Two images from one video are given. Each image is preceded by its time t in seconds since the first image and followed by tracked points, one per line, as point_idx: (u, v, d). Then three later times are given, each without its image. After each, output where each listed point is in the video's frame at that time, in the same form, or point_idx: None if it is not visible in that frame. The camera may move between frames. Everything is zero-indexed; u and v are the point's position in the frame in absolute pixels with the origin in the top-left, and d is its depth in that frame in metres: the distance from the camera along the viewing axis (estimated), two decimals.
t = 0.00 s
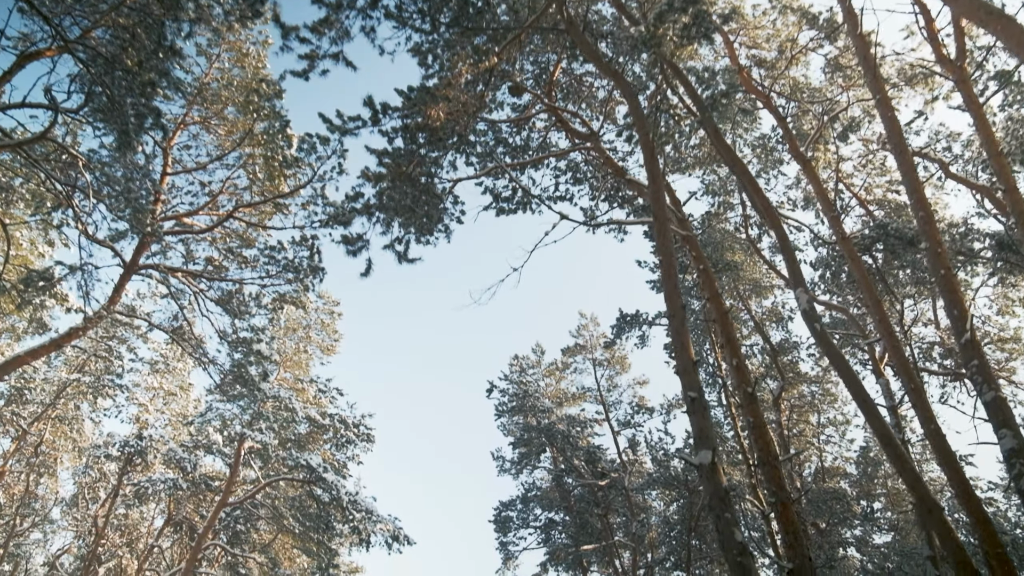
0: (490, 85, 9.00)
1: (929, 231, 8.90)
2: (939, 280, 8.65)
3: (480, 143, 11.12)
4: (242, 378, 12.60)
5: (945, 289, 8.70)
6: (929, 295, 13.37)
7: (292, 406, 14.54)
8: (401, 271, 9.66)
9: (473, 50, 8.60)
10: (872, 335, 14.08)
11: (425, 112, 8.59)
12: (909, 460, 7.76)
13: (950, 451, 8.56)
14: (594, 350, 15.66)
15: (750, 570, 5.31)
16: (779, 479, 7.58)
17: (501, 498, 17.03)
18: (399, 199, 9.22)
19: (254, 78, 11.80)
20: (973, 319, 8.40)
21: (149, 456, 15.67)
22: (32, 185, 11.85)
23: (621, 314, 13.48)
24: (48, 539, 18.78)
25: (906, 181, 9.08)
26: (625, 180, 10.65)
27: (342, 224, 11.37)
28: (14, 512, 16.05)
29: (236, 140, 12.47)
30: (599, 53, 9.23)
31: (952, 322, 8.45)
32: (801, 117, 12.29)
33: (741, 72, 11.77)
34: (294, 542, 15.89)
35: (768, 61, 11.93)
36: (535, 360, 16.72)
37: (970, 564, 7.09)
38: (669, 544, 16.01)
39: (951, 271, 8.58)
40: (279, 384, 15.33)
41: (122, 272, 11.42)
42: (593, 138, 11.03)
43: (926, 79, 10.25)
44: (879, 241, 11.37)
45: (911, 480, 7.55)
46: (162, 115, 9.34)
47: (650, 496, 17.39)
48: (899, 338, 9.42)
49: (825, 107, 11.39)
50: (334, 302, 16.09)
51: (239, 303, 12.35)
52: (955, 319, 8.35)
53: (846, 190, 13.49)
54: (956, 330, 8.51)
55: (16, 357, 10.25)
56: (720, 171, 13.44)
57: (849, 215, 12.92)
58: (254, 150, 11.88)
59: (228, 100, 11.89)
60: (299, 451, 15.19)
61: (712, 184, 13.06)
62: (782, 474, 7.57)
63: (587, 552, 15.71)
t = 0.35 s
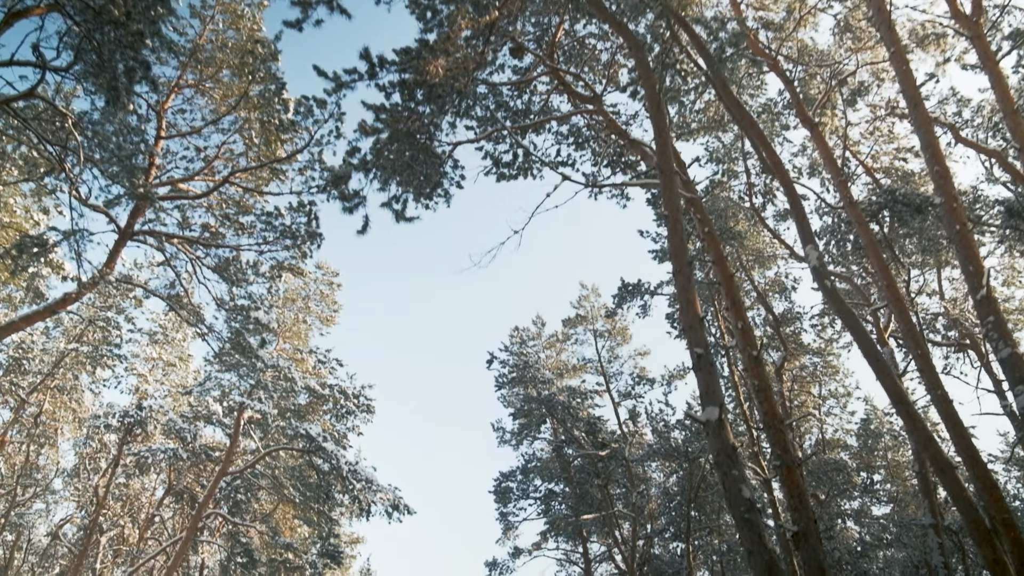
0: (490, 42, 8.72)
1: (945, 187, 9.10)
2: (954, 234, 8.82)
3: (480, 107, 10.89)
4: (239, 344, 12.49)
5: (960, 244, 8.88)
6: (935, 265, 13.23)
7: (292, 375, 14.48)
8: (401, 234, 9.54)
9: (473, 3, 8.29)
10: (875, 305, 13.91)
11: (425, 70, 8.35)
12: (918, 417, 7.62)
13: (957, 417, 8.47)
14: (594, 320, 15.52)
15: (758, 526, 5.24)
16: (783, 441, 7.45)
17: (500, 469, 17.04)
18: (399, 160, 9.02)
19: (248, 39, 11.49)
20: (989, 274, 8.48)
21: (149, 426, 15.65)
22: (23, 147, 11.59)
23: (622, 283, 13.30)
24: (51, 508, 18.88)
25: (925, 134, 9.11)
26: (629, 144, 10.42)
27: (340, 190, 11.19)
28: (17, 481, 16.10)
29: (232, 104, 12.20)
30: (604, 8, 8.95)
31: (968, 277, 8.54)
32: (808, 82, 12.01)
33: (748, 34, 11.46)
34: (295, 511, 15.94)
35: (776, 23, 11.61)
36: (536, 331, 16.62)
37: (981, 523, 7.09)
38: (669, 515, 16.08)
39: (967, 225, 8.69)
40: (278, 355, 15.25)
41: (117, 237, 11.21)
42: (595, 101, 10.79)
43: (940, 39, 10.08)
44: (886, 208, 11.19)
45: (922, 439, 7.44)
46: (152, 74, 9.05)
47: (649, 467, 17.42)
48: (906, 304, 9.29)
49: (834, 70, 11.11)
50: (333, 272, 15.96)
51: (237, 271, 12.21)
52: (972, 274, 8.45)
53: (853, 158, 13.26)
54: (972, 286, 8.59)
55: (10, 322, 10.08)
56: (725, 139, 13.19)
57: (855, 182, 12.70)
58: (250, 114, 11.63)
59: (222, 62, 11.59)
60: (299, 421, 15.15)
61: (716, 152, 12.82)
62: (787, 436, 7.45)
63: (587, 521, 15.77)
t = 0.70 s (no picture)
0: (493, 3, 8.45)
1: (965, 147, 9.04)
2: (973, 195, 8.77)
3: (482, 76, 10.64)
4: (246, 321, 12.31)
5: (980, 206, 8.83)
6: (943, 242, 13.03)
7: (292, 352, 14.35)
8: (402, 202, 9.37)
9: None
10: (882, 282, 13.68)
11: (425, 31, 8.09)
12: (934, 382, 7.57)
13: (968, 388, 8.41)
14: (597, 298, 15.33)
15: (772, 491, 5.08)
16: (792, 412, 7.27)
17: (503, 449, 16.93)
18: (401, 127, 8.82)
19: (245, 7, 11.21)
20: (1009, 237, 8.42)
21: (150, 403, 15.61)
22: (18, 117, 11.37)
23: (626, 259, 13.10)
24: (53, 486, 18.91)
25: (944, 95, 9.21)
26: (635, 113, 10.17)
27: (339, 161, 10.99)
28: (18, 457, 16.10)
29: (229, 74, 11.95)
30: None
31: (987, 240, 8.47)
32: (818, 53, 11.74)
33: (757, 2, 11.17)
34: (296, 489, 15.90)
35: None
36: (538, 310, 16.46)
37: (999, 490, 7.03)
38: (671, 493, 16.02)
39: (987, 186, 8.71)
40: (279, 332, 15.13)
41: (113, 208, 11.00)
42: (601, 70, 10.52)
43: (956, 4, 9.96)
44: (897, 181, 10.96)
45: (938, 405, 7.38)
46: (145, 37, 8.79)
47: (651, 447, 17.37)
48: (916, 275, 9.17)
49: (845, 40, 10.84)
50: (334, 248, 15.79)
51: (235, 244, 12.02)
52: (991, 236, 8.41)
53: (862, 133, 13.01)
54: (992, 249, 8.49)
55: (5, 293, 9.91)
56: (732, 112, 12.93)
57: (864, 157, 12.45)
58: (247, 84, 11.39)
59: (219, 30, 11.33)
60: (300, 398, 15.07)
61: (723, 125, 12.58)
62: (796, 407, 7.28)
63: (589, 500, 15.71)
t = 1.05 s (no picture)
0: None
1: (981, 106, 8.77)
2: (989, 156, 8.50)
3: (481, 45, 10.41)
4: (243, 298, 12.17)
5: (996, 168, 8.51)
6: (947, 217, 12.88)
7: (290, 330, 14.21)
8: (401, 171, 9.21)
9: None
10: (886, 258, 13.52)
11: None
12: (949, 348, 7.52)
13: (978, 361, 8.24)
14: (596, 277, 15.18)
15: (782, 456, 5.03)
16: (797, 383, 7.18)
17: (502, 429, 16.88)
18: (400, 95, 8.64)
19: None
20: None
21: (147, 382, 15.50)
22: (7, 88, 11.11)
23: (627, 236, 12.94)
24: (52, 467, 18.85)
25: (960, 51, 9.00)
26: (637, 82, 9.93)
27: (336, 134, 10.78)
28: (16, 437, 16.02)
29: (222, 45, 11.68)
30: None
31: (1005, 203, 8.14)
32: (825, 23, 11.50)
33: None
34: (295, 468, 15.85)
35: None
36: (537, 290, 16.32)
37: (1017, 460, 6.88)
38: (671, 472, 15.97)
39: (1003, 146, 8.45)
40: (276, 310, 15.00)
41: (105, 181, 10.77)
42: (602, 38, 10.29)
43: None
44: (904, 153, 10.75)
45: (953, 371, 7.29)
46: None
47: (651, 427, 17.33)
48: (924, 246, 8.99)
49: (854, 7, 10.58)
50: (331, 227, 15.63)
51: (231, 220, 11.83)
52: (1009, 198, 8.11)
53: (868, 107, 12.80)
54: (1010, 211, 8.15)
55: None
56: (736, 86, 12.71)
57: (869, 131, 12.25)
58: (241, 55, 11.14)
59: None
60: (298, 377, 14.97)
61: (727, 98, 12.37)
62: (801, 378, 7.19)
63: (589, 480, 15.68)
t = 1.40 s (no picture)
0: None
1: (1002, 66, 8.71)
2: (1008, 116, 8.47)
3: (482, 16, 10.21)
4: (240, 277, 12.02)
5: (1014, 128, 8.49)
6: (954, 196, 12.72)
7: (288, 310, 14.07)
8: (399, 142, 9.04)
9: None
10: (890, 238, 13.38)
11: None
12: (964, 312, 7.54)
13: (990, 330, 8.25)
14: (598, 257, 15.02)
15: (793, 420, 4.95)
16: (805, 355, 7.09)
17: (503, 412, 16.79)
18: (398, 63, 8.46)
19: None
20: None
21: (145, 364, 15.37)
22: None
23: (629, 215, 12.78)
24: (50, 450, 18.74)
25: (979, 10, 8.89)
26: (641, 53, 9.73)
27: (334, 108, 10.61)
28: (13, 419, 15.91)
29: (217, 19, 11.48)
30: None
31: None
32: None
33: None
34: (294, 450, 15.74)
35: None
36: (537, 272, 16.17)
37: None
38: (672, 454, 15.87)
39: (1022, 107, 8.42)
40: (274, 291, 14.86)
41: (99, 156, 10.59)
42: (605, 9, 10.06)
43: None
44: (912, 127, 10.56)
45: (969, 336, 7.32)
46: None
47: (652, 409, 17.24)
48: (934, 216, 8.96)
49: None
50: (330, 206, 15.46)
51: (227, 196, 11.66)
52: None
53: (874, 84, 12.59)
54: None
55: None
56: (740, 62, 12.50)
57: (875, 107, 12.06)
58: (236, 28, 10.93)
59: None
60: (297, 357, 14.85)
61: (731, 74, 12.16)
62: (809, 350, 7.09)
63: (589, 462, 15.60)
